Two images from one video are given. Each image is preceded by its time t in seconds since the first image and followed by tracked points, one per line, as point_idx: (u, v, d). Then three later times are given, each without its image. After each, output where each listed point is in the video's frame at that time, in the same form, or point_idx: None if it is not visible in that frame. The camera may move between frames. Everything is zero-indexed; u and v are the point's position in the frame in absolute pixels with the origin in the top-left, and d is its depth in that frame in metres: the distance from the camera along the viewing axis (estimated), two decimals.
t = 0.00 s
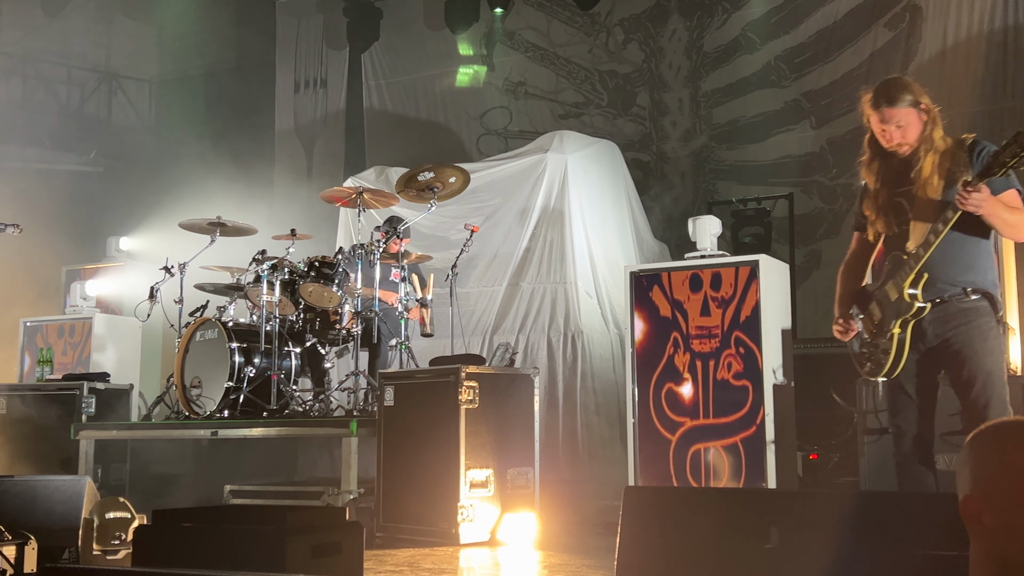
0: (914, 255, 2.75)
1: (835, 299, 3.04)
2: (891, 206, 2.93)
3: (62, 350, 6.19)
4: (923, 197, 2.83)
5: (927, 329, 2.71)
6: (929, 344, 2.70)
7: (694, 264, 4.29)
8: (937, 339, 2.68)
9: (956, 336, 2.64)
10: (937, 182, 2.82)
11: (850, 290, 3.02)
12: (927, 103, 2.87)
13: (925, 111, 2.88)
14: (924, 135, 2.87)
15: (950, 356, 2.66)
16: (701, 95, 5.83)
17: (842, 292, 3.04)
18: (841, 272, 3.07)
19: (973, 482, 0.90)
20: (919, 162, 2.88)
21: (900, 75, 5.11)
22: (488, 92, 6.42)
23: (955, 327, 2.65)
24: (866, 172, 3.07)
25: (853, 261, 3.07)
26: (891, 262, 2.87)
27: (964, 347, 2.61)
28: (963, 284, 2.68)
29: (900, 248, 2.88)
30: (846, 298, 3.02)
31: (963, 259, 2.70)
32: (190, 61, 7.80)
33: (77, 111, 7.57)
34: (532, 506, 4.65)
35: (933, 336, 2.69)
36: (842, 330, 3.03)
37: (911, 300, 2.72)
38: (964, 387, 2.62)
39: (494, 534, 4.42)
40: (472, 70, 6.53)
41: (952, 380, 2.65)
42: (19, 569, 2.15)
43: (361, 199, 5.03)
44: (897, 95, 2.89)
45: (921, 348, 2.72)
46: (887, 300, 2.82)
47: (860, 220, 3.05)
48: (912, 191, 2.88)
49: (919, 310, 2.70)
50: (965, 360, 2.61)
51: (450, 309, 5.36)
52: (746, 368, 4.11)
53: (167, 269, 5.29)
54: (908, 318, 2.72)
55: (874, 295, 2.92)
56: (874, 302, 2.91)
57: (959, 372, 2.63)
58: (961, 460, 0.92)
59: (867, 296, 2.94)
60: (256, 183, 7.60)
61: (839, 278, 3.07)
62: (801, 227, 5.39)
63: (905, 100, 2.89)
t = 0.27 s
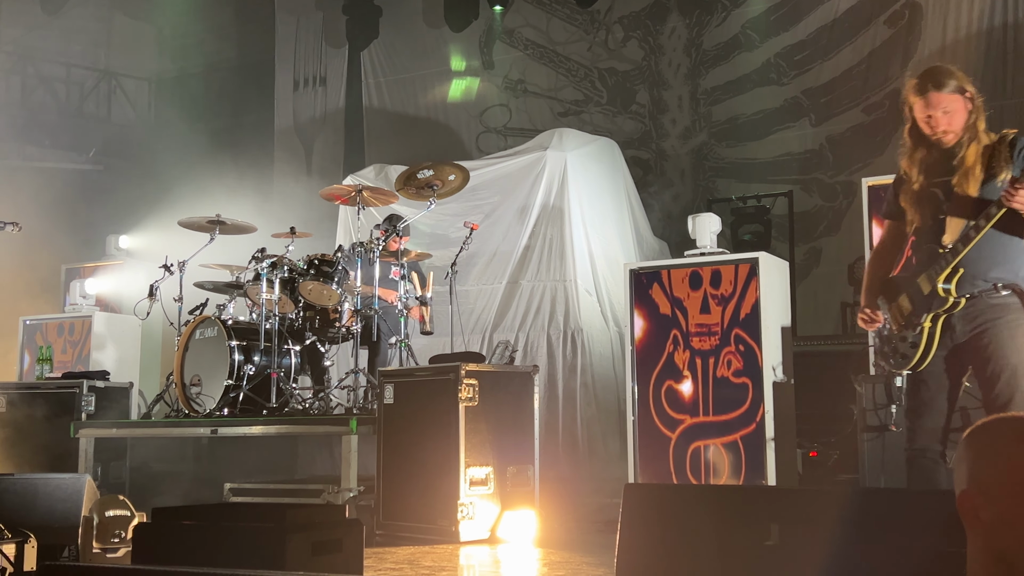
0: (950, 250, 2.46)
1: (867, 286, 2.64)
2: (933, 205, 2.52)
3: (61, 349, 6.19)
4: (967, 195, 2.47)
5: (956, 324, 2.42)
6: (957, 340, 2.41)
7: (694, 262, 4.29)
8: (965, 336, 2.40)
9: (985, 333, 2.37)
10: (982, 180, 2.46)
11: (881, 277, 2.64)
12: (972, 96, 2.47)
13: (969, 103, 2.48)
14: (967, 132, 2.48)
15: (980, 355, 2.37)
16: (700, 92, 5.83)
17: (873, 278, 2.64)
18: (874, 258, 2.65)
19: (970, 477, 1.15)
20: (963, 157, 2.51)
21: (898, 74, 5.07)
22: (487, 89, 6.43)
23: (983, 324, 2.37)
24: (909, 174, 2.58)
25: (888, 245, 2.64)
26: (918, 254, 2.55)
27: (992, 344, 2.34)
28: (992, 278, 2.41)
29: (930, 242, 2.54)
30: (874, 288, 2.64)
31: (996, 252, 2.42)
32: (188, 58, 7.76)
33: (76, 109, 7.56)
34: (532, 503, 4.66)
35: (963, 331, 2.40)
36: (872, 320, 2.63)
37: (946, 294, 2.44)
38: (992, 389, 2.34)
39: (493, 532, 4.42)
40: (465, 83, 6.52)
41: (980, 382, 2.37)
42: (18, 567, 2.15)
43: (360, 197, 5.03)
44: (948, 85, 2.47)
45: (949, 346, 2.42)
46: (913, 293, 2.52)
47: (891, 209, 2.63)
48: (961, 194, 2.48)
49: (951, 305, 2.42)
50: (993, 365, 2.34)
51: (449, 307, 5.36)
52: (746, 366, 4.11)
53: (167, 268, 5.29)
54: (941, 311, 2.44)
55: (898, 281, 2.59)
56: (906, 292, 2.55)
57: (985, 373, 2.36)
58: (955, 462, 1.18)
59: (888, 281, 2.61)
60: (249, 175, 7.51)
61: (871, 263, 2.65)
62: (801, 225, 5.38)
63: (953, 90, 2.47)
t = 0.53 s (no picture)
0: (980, 245, 2.06)
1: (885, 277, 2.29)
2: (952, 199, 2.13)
3: (55, 347, 6.18)
4: (994, 196, 2.07)
5: (977, 319, 2.08)
6: (978, 338, 2.08)
7: (688, 260, 4.30)
8: (985, 331, 2.07)
9: (1006, 329, 2.02)
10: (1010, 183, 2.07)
11: (900, 272, 2.28)
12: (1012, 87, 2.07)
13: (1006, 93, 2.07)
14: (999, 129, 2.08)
15: (1000, 354, 2.03)
16: (695, 91, 5.77)
17: (890, 271, 2.29)
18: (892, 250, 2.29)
19: (960, 478, 0.91)
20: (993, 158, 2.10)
21: (893, 71, 5.12)
22: (481, 88, 6.42)
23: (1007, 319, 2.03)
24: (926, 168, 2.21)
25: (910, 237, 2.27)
26: (946, 250, 2.16)
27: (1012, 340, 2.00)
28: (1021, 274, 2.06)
29: (959, 238, 2.15)
30: (893, 286, 2.28)
31: None
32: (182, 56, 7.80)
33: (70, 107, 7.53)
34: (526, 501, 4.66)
35: (984, 328, 2.07)
36: (887, 319, 2.27)
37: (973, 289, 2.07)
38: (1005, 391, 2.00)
39: (488, 530, 4.42)
40: (457, 81, 6.54)
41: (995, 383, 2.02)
42: (11, 565, 2.15)
43: (354, 195, 5.01)
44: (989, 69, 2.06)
45: (969, 344, 2.09)
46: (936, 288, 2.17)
47: (911, 201, 2.25)
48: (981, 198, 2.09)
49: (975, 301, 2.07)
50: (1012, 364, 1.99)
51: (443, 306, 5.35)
52: (740, 364, 4.11)
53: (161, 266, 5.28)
54: (967, 306, 2.09)
55: (921, 276, 2.24)
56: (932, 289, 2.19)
57: (1003, 372, 2.01)
58: (945, 456, 0.93)
59: (909, 275, 2.27)
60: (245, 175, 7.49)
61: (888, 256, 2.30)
62: (795, 223, 5.37)
63: (993, 76, 2.05)
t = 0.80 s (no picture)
0: (989, 245, 2.05)
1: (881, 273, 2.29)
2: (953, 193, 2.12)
3: (42, 344, 6.16)
4: (999, 194, 2.05)
5: (977, 319, 2.16)
6: (978, 336, 2.16)
7: (677, 259, 4.30)
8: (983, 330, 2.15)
9: (1004, 331, 2.10)
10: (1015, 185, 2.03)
11: (897, 267, 2.28)
12: None
13: None
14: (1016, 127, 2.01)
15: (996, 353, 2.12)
16: (684, 89, 5.78)
17: (886, 266, 2.29)
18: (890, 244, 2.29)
19: (942, 476, 0.87)
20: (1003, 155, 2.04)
21: (881, 71, 5.14)
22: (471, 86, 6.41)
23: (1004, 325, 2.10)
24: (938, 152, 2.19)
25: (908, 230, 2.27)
26: (951, 245, 2.16)
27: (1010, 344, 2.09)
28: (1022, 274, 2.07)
29: (964, 235, 2.13)
30: (892, 279, 2.29)
31: None
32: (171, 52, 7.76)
33: (58, 103, 7.49)
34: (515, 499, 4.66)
35: (983, 327, 2.15)
36: (888, 315, 2.31)
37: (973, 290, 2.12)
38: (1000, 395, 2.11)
39: (476, 528, 4.42)
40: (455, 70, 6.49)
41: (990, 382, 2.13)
42: None
43: (343, 192, 5.01)
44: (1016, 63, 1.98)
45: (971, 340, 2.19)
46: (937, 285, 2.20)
47: (918, 193, 2.21)
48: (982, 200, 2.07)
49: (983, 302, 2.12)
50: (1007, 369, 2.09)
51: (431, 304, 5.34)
52: (728, 362, 4.13)
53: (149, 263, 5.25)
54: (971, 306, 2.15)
55: (920, 270, 2.25)
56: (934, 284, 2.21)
57: (998, 371, 2.11)
58: (927, 450, 0.90)
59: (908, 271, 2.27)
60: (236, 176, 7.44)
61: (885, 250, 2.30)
62: (784, 223, 5.38)
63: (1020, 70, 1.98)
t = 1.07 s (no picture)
0: (986, 248, 2.56)
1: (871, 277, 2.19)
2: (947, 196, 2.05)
3: (20, 340, 6.14)
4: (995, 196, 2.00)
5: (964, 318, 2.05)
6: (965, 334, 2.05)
7: (657, 258, 4.31)
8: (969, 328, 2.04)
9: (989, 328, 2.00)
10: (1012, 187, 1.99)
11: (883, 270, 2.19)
12: None
13: None
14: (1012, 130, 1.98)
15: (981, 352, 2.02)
16: (666, 89, 5.80)
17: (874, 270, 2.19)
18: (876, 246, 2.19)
19: (918, 475, 0.89)
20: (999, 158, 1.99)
21: (862, 72, 5.15)
22: (454, 83, 6.39)
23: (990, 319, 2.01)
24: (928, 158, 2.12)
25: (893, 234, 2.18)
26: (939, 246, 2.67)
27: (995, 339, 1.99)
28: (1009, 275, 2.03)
29: (950, 237, 2.64)
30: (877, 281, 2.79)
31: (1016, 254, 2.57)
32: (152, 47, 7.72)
33: (37, 97, 7.41)
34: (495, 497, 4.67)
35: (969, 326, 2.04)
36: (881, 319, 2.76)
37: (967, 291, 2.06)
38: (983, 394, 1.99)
39: (456, 526, 4.43)
40: (491, 64, 6.28)
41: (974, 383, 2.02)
42: None
43: (324, 189, 4.99)
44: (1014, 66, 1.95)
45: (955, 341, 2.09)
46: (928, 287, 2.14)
47: (904, 197, 2.77)
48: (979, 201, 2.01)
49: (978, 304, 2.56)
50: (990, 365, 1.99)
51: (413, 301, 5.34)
52: (708, 361, 4.15)
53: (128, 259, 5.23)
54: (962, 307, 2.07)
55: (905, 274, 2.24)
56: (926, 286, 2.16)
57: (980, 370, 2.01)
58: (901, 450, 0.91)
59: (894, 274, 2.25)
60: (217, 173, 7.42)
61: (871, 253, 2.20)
62: (765, 222, 5.39)
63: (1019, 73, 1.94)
